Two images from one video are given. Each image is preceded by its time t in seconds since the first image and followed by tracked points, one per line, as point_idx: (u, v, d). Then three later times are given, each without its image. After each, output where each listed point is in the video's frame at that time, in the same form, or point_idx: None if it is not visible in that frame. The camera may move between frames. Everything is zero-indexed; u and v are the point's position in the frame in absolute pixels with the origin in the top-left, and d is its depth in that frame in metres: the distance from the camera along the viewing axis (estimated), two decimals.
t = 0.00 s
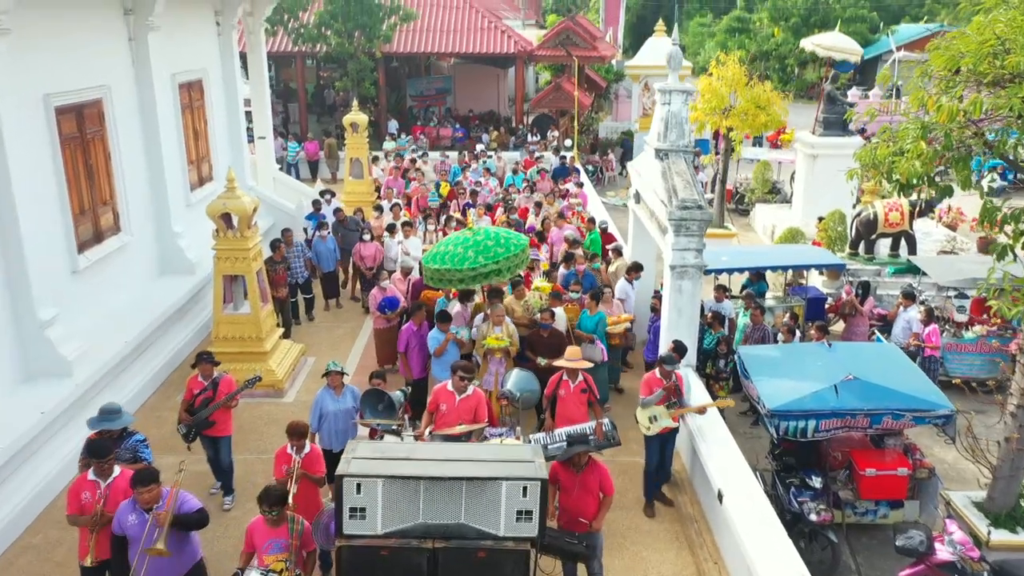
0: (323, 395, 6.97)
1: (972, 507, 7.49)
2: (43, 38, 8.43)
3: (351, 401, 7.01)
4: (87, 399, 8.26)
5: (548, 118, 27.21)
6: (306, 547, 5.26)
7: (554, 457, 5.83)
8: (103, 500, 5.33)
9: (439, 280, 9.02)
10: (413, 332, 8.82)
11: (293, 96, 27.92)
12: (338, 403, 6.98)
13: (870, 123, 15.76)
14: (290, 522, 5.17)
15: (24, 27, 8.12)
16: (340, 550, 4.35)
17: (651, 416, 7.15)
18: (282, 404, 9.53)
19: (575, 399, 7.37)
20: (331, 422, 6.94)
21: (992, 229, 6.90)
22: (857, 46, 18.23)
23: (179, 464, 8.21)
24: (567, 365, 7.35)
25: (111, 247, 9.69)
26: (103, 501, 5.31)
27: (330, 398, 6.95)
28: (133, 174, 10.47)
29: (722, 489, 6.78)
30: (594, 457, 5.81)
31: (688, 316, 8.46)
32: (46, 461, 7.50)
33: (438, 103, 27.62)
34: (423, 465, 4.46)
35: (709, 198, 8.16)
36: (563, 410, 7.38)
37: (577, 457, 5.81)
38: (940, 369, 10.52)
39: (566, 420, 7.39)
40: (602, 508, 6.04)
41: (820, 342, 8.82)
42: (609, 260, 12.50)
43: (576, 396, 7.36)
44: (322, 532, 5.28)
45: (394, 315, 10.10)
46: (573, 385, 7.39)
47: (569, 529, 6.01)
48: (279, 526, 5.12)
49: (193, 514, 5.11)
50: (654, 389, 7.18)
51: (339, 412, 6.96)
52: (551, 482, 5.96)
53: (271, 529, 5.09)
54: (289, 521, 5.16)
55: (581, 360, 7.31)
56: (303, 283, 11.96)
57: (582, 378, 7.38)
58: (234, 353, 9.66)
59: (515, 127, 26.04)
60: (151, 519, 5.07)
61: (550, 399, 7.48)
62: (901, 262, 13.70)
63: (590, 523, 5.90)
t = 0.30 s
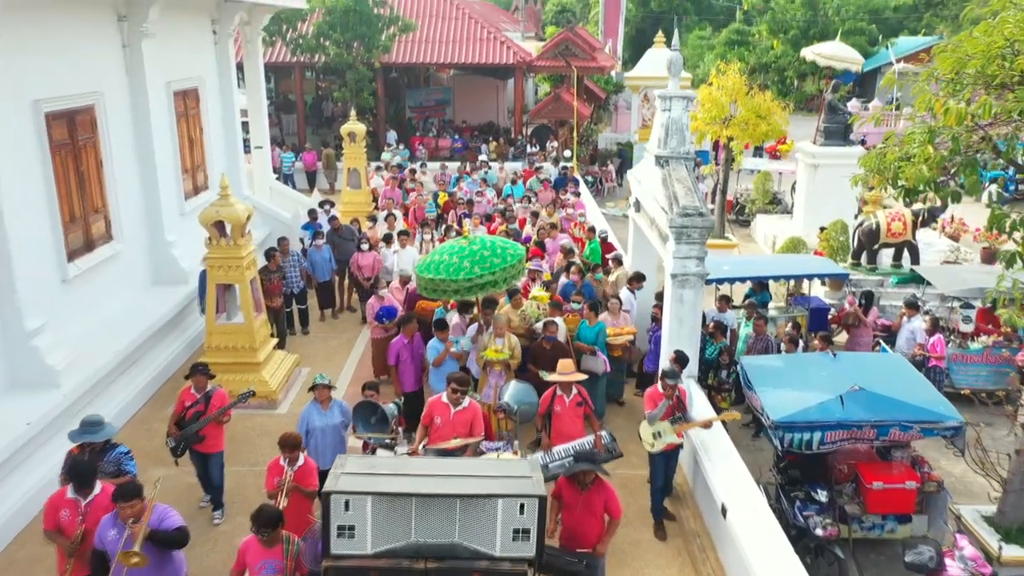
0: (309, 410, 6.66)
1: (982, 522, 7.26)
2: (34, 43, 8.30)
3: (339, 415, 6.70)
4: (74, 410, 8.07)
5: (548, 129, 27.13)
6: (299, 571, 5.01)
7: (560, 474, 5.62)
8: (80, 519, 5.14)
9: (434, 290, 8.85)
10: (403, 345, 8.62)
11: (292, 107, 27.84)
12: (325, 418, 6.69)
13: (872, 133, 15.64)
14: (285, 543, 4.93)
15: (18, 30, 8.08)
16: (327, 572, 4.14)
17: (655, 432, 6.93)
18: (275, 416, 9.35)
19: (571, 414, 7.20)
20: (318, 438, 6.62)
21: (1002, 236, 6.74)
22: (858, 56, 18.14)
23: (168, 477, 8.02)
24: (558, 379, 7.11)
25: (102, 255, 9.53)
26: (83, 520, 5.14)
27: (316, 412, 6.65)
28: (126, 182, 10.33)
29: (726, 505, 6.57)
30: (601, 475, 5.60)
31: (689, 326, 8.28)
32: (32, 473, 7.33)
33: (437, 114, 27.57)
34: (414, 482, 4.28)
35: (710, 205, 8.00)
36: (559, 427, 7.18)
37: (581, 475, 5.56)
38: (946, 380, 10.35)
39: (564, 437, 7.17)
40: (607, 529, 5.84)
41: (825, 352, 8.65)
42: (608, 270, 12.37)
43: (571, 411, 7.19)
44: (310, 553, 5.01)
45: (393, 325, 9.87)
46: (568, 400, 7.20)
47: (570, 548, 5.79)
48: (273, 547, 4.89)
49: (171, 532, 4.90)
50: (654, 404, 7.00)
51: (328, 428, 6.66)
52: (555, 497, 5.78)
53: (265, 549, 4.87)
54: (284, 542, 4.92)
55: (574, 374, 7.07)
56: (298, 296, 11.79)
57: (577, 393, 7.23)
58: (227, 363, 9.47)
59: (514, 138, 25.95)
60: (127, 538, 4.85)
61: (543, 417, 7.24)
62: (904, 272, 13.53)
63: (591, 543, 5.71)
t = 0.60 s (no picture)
0: (297, 420, 6.57)
1: (994, 532, 7.11)
2: (23, 42, 8.13)
3: (329, 424, 6.60)
4: (61, 417, 7.88)
5: (548, 134, 26.97)
6: None
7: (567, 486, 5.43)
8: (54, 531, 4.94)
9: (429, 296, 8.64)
10: (397, 351, 8.45)
11: (290, 113, 27.68)
12: (314, 428, 6.57)
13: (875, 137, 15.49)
14: (276, 560, 4.70)
15: (19, 29, 8.09)
16: None
17: (659, 444, 6.73)
18: (269, 422, 9.16)
19: (573, 424, 6.97)
20: (307, 447, 6.51)
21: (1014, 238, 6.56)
22: (861, 60, 18.00)
23: (158, 486, 7.81)
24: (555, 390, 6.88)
25: (93, 259, 9.35)
26: (55, 531, 4.94)
27: (305, 422, 6.54)
28: (118, 184, 10.16)
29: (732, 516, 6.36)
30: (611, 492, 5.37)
31: (691, 331, 8.09)
32: (17, 482, 7.13)
33: (436, 120, 27.46)
34: (407, 494, 4.06)
35: (713, 207, 7.84)
36: (562, 438, 6.96)
37: (588, 489, 5.38)
38: (953, 387, 10.17)
39: (566, 448, 6.96)
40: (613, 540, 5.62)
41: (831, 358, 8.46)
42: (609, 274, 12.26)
43: (573, 422, 6.96)
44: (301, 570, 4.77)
45: (389, 329, 9.68)
46: (569, 411, 6.97)
47: (572, 561, 5.59)
48: (264, 564, 4.67)
49: (158, 545, 4.71)
50: (657, 416, 6.78)
51: (317, 437, 6.55)
52: (562, 509, 5.59)
53: (256, 565, 4.65)
54: (276, 559, 4.69)
55: (574, 385, 6.84)
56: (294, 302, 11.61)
57: (577, 403, 6.99)
58: (221, 369, 9.29)
59: (513, 144, 25.81)
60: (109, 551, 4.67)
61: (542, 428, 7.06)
62: (907, 277, 13.36)
63: (594, 558, 5.51)
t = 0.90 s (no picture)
0: (290, 421, 6.39)
1: (1006, 535, 6.57)
2: (13, 35, 7.96)
3: (321, 426, 6.42)
4: (50, 418, 7.69)
5: (547, 134, 26.70)
6: None
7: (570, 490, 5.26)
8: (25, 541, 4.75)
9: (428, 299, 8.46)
10: (398, 350, 8.27)
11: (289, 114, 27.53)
12: (306, 430, 6.39)
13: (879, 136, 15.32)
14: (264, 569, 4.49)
15: (14, 22, 8.01)
16: None
17: (660, 450, 6.52)
18: (263, 424, 8.98)
19: (582, 433, 6.73)
20: (299, 450, 6.33)
21: None
22: (864, 58, 17.84)
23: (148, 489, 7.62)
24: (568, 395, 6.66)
25: (84, 257, 9.17)
26: (27, 537, 4.75)
27: (297, 424, 6.37)
28: (110, 181, 9.98)
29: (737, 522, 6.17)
30: (614, 499, 5.18)
31: (695, 331, 7.91)
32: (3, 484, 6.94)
33: (436, 120, 27.32)
34: (400, 502, 3.88)
35: (718, 204, 7.68)
36: (569, 446, 6.73)
37: (593, 497, 5.20)
38: (960, 388, 10.00)
39: (573, 457, 6.72)
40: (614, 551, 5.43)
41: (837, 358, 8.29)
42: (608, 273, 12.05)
43: (582, 431, 6.72)
44: None
45: (385, 329, 9.55)
46: (579, 418, 6.74)
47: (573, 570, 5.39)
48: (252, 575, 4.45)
49: (152, 557, 4.53)
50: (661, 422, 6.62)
51: (310, 439, 6.37)
52: (563, 517, 5.42)
53: None
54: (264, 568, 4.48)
55: (586, 391, 6.59)
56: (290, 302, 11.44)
57: (589, 411, 6.75)
58: (214, 369, 9.10)
59: (513, 143, 25.65)
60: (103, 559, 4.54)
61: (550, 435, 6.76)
62: (912, 277, 13.18)
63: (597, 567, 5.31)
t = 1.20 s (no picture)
0: (284, 423, 6.22)
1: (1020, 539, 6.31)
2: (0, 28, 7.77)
3: (316, 429, 6.19)
4: (37, 420, 7.50)
5: (547, 134, 26.44)
6: None
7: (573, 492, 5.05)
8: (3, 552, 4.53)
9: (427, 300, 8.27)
10: (399, 349, 8.07)
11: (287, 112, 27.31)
12: (300, 432, 6.21)
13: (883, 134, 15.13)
14: None
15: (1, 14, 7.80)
16: None
17: (667, 453, 6.33)
18: (257, 425, 8.79)
19: (596, 439, 6.46)
20: (291, 452, 6.15)
21: None
22: (867, 55, 17.66)
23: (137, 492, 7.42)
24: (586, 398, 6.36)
25: (75, 255, 8.97)
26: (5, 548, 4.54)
27: (291, 425, 6.20)
28: (102, 177, 9.78)
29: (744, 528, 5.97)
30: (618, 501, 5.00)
31: (700, 330, 7.70)
32: None
33: (435, 119, 27.09)
34: (393, 511, 3.68)
35: (723, 199, 7.48)
36: (581, 452, 6.48)
37: (595, 497, 5.00)
38: (968, 389, 9.83)
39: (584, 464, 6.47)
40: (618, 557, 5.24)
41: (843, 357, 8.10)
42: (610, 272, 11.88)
43: (597, 437, 6.45)
44: None
45: (382, 328, 9.40)
46: (593, 424, 6.46)
47: None
48: None
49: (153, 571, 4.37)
50: (670, 427, 6.39)
51: (302, 442, 6.17)
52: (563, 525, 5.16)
53: None
54: None
55: (603, 396, 6.30)
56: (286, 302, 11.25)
57: (605, 417, 6.47)
58: (207, 369, 8.90)
59: (512, 142, 25.46)
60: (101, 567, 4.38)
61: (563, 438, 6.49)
62: (917, 275, 13.00)
63: None
